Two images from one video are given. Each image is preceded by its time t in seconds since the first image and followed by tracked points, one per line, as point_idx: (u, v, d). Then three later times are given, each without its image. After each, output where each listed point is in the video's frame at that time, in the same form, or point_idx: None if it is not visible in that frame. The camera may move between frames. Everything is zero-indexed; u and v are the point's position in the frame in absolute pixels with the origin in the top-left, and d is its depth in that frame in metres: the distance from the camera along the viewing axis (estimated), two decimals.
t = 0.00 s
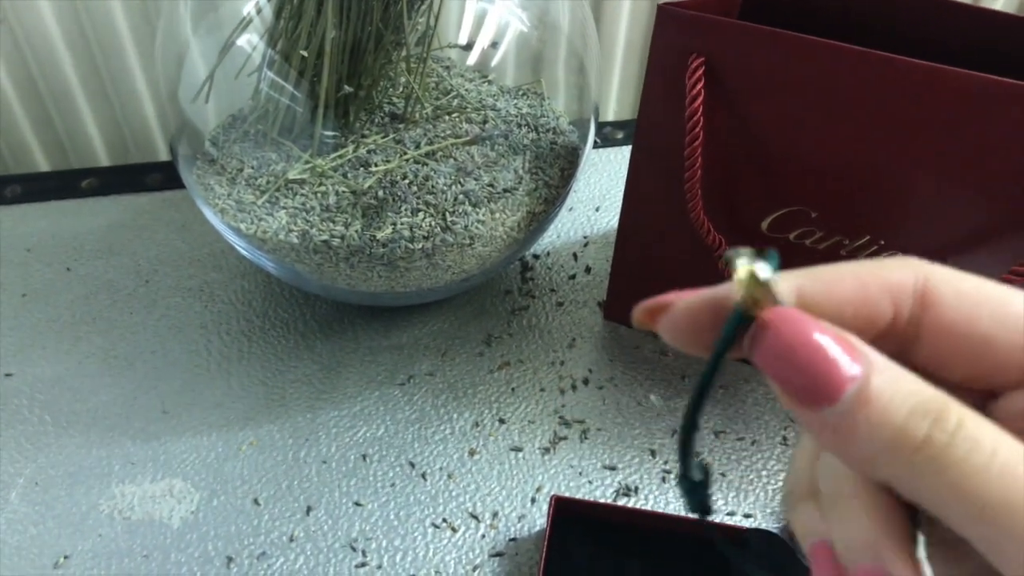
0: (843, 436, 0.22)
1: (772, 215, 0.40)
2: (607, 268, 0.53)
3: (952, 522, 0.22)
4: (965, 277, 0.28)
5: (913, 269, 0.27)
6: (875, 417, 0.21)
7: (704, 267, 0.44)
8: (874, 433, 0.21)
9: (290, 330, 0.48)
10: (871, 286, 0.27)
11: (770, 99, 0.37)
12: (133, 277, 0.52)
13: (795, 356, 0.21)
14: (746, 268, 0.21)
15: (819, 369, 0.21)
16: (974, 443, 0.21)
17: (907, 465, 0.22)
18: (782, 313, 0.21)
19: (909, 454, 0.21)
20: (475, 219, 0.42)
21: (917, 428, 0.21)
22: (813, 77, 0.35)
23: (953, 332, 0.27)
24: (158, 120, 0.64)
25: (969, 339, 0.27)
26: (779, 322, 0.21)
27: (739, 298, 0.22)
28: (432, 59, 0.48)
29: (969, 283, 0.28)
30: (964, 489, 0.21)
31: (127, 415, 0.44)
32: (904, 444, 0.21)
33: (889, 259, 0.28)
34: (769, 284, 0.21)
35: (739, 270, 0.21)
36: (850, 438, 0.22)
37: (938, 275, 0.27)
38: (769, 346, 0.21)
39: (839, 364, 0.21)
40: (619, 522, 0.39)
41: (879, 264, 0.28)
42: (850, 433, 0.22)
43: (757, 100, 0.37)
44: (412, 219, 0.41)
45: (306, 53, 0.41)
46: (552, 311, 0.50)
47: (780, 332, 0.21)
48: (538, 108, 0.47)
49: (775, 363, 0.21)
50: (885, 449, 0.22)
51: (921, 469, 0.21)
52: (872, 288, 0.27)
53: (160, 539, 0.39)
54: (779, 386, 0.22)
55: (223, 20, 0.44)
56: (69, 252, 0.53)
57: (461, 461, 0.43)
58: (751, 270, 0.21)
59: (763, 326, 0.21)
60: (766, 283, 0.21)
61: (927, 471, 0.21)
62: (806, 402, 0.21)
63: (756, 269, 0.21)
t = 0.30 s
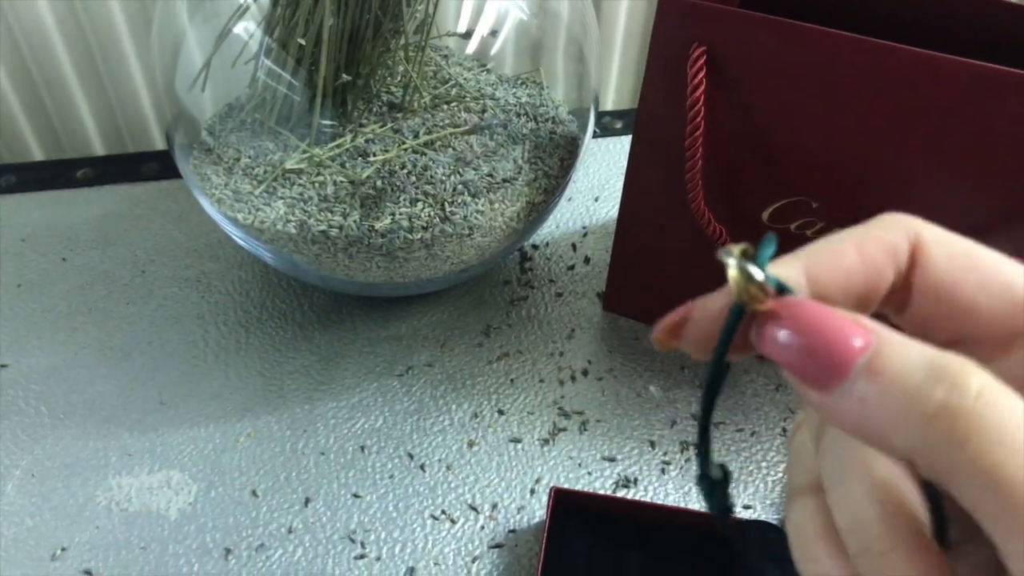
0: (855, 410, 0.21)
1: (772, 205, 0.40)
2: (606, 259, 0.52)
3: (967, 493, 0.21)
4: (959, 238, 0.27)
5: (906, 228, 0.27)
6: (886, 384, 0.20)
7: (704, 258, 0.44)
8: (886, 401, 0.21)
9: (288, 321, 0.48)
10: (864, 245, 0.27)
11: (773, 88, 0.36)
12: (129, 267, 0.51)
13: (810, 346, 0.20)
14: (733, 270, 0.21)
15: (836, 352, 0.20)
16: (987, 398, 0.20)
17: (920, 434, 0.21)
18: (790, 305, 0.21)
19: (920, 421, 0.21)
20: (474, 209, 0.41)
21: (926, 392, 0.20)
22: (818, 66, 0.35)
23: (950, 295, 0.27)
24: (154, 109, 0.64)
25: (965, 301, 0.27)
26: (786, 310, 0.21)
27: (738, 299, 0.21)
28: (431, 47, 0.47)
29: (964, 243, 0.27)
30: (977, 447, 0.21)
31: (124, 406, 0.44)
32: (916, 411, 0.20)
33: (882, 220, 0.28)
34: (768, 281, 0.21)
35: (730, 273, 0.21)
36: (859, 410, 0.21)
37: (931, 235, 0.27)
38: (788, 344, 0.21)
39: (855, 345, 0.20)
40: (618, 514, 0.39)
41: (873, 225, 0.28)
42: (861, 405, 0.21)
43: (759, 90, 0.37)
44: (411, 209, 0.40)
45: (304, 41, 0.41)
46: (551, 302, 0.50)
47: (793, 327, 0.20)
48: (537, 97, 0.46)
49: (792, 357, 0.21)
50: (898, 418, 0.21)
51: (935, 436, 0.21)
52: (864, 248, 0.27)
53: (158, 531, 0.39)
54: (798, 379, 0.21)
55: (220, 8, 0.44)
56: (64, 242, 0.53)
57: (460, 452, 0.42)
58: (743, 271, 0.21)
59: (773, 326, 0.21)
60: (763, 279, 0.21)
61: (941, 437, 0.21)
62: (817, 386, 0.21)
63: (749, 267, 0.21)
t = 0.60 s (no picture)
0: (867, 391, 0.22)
1: (772, 200, 0.40)
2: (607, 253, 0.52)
3: (973, 476, 0.21)
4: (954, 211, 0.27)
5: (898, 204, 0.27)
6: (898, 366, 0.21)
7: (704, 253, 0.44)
8: (898, 380, 0.21)
9: (289, 316, 0.48)
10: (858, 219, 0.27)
11: (773, 83, 0.37)
12: (130, 262, 0.51)
13: (831, 343, 0.21)
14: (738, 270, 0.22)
15: (853, 346, 0.21)
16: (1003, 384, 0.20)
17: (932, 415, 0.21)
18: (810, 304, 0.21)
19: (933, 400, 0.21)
20: (475, 204, 0.41)
21: (939, 370, 0.21)
22: (818, 60, 0.35)
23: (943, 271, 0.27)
24: (155, 104, 0.64)
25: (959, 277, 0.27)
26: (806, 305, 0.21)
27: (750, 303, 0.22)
28: (432, 43, 0.48)
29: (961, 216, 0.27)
30: (987, 433, 0.20)
31: (127, 400, 0.44)
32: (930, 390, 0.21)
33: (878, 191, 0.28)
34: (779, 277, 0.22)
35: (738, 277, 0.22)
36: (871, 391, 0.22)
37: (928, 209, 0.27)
38: (806, 344, 0.21)
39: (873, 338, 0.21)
40: (618, 510, 0.39)
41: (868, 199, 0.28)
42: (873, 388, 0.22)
43: (759, 85, 0.37)
44: (412, 204, 0.40)
45: (305, 37, 0.41)
46: (552, 296, 0.50)
47: (812, 324, 0.21)
48: (538, 93, 0.47)
49: (811, 355, 0.21)
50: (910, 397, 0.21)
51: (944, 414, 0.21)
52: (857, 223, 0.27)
53: (160, 524, 0.39)
54: (818, 371, 0.22)
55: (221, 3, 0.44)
56: (66, 237, 0.53)
57: (461, 446, 0.43)
58: (750, 269, 0.21)
59: (791, 326, 0.21)
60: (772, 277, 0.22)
61: (952, 416, 0.21)
62: (833, 376, 0.22)
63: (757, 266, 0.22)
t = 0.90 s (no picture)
0: (816, 431, 0.22)
1: (769, 199, 0.41)
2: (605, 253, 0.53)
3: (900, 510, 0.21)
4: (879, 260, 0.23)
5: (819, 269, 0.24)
6: (850, 415, 0.20)
7: (702, 251, 0.44)
8: (843, 432, 0.21)
9: (290, 314, 0.48)
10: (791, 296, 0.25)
11: (768, 83, 0.37)
12: (132, 261, 0.52)
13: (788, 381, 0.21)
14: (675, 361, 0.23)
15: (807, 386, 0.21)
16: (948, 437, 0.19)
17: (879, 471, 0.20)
18: (771, 335, 0.22)
19: (880, 459, 0.20)
20: (474, 203, 0.42)
21: (878, 423, 0.20)
22: (812, 60, 0.36)
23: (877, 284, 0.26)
24: (156, 103, 0.64)
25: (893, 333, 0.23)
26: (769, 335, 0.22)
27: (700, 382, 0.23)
28: (432, 43, 0.48)
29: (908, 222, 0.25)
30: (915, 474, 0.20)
31: (129, 398, 0.44)
32: (876, 450, 0.20)
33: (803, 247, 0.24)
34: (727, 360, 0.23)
35: (672, 367, 0.23)
36: (824, 437, 0.21)
37: (849, 265, 0.23)
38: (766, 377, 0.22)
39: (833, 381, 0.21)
40: (615, 505, 0.40)
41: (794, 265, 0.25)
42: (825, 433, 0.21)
43: (755, 84, 0.37)
44: (412, 203, 0.41)
45: (307, 37, 0.41)
46: (551, 295, 0.51)
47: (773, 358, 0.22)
48: (537, 93, 0.47)
49: (773, 386, 0.22)
50: (854, 452, 0.21)
51: (891, 475, 0.20)
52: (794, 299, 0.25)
53: (162, 520, 0.40)
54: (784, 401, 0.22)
55: (223, 4, 0.44)
56: (68, 236, 0.53)
57: (460, 443, 0.43)
58: (687, 356, 0.23)
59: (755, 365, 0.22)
60: (720, 362, 0.23)
61: (890, 465, 0.20)
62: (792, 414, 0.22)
63: (701, 350, 0.23)
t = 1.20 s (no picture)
0: (861, 446, 0.19)
1: (766, 202, 0.41)
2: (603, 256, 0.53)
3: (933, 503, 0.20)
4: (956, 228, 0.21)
5: (892, 245, 0.21)
6: (910, 431, 0.18)
7: (700, 254, 0.44)
8: (899, 453, 0.19)
9: (288, 317, 0.49)
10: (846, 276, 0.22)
11: (765, 86, 0.37)
12: (130, 264, 0.52)
13: (834, 371, 0.18)
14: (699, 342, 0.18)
15: (859, 381, 0.18)
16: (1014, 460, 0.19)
17: (932, 495, 0.19)
18: (817, 312, 0.19)
19: (942, 488, 0.19)
20: (472, 206, 0.42)
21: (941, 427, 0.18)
22: (809, 64, 0.36)
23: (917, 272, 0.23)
24: (155, 107, 0.64)
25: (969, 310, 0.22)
26: (815, 316, 0.18)
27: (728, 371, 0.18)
28: (430, 48, 0.48)
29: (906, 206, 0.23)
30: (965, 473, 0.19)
31: (127, 400, 0.44)
32: (939, 477, 0.19)
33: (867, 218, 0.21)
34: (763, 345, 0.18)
35: (698, 355, 0.18)
36: (872, 457, 0.19)
37: (928, 237, 0.21)
38: (805, 362, 0.18)
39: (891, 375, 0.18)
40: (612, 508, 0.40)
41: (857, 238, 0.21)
42: (874, 449, 0.19)
43: (752, 88, 0.37)
44: (410, 206, 0.41)
45: (305, 40, 0.41)
46: (549, 298, 0.51)
47: (820, 340, 0.18)
48: (535, 97, 0.47)
49: (813, 376, 0.19)
50: (904, 464, 0.19)
51: (953, 499, 0.19)
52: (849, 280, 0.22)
53: (160, 523, 0.40)
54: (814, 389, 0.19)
55: (222, 8, 0.44)
56: (66, 239, 0.53)
57: (458, 446, 0.43)
58: (717, 343, 0.18)
59: (789, 340, 0.19)
60: (752, 347, 0.18)
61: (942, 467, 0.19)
62: (831, 411, 0.19)
63: (731, 335, 0.18)
